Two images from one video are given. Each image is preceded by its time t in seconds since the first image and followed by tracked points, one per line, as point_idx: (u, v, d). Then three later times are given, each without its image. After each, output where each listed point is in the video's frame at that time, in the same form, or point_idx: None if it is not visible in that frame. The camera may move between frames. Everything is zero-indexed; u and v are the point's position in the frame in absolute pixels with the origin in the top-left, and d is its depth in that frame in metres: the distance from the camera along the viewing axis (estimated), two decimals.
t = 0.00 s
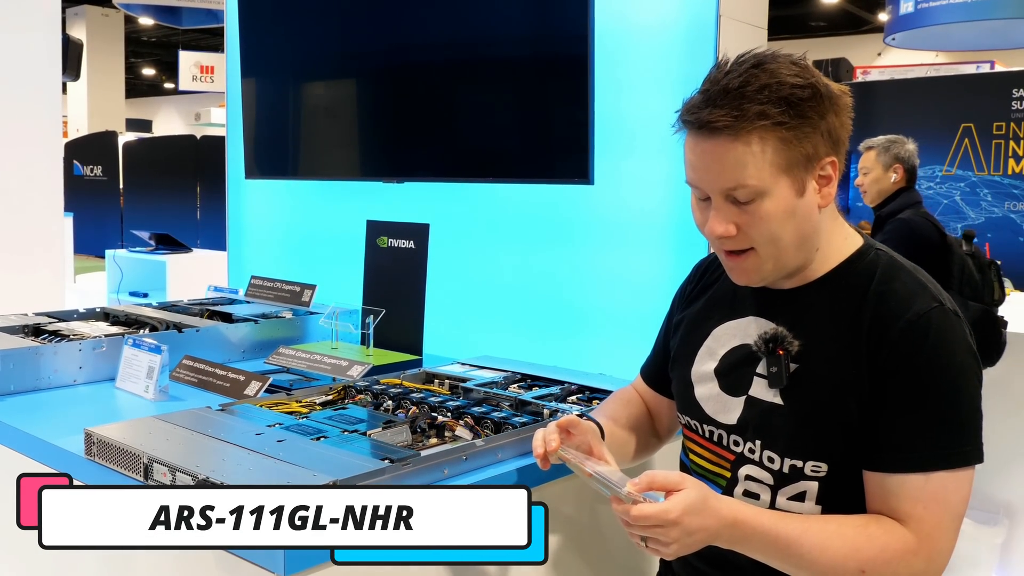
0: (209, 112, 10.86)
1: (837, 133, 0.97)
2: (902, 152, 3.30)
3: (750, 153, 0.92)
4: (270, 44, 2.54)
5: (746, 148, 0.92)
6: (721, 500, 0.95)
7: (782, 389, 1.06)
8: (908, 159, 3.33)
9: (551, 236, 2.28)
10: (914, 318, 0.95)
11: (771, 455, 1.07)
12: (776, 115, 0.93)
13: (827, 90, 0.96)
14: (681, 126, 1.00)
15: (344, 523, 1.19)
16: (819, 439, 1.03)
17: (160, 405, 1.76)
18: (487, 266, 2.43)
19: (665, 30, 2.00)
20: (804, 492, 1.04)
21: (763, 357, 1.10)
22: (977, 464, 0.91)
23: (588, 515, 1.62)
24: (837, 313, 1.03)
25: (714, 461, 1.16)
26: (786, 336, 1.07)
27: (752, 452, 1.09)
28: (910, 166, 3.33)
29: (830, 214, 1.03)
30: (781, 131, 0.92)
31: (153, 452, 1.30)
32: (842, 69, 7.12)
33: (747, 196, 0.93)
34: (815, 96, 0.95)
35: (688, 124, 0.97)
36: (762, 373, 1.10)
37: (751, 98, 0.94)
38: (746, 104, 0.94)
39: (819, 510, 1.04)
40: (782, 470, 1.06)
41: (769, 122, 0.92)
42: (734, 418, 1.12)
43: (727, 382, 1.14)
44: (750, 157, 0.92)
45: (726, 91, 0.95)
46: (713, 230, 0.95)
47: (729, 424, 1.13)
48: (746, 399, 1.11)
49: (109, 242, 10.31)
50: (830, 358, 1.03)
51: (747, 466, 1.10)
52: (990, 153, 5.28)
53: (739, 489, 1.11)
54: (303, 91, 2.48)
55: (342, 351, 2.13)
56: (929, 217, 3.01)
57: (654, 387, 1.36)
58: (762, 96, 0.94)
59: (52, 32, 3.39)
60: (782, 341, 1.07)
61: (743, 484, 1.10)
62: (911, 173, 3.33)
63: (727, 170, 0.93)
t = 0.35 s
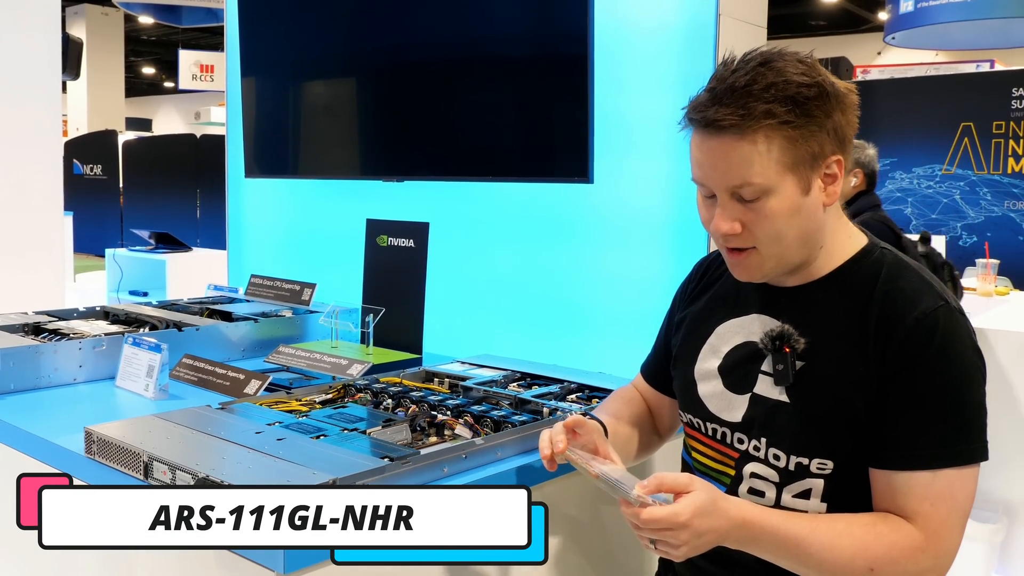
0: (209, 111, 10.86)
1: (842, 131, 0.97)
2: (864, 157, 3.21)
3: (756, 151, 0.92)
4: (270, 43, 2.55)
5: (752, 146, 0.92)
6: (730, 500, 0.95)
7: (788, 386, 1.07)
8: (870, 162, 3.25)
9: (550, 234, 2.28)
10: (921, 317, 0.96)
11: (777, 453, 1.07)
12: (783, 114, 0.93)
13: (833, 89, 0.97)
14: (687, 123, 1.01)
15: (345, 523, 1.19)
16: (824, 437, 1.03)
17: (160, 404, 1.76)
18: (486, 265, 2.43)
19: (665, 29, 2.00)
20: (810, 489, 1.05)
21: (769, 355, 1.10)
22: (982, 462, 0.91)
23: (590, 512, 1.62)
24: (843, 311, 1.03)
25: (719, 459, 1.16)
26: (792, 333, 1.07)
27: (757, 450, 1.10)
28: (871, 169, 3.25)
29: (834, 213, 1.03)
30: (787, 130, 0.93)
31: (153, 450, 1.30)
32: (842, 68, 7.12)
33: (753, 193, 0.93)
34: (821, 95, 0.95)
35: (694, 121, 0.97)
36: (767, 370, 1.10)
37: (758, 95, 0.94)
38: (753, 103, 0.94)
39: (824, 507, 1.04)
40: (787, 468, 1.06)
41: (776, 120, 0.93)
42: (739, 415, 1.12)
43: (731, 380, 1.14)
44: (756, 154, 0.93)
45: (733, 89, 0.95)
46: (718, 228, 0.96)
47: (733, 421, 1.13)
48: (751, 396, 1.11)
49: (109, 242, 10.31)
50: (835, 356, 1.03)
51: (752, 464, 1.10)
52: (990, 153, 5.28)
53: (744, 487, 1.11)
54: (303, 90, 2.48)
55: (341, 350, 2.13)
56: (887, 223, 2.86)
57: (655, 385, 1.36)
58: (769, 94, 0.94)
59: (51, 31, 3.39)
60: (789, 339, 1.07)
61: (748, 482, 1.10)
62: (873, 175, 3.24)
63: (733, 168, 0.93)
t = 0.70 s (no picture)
0: (208, 111, 10.85)
1: (858, 133, 0.98)
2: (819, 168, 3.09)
3: (771, 148, 0.93)
4: (269, 44, 2.55)
5: (768, 144, 0.93)
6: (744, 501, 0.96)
7: (797, 386, 1.07)
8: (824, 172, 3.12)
9: (549, 235, 2.29)
10: (932, 317, 0.96)
11: (786, 452, 1.07)
12: (800, 113, 0.94)
13: (851, 91, 0.97)
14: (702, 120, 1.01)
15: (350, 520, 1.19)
16: (834, 436, 1.03)
17: (160, 404, 1.76)
18: (485, 265, 2.44)
19: (664, 29, 2.01)
20: (819, 489, 1.05)
21: (777, 353, 1.10)
22: (993, 461, 0.92)
23: (592, 508, 1.63)
24: (852, 312, 1.04)
25: (725, 459, 1.16)
26: (801, 333, 1.08)
27: (765, 450, 1.10)
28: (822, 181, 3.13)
29: (844, 215, 1.04)
30: (804, 129, 0.93)
31: (152, 451, 1.30)
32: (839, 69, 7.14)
33: (767, 191, 0.94)
34: (839, 96, 0.96)
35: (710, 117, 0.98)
36: (775, 370, 1.10)
37: (777, 93, 0.95)
38: (771, 101, 0.94)
39: (833, 507, 1.04)
40: (797, 467, 1.06)
41: (792, 119, 0.93)
42: (746, 415, 1.13)
43: (738, 380, 1.15)
44: (771, 152, 0.93)
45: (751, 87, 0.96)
46: (731, 225, 0.96)
47: (740, 421, 1.14)
48: (759, 396, 1.12)
49: (108, 242, 10.31)
50: (846, 356, 1.03)
51: (760, 463, 1.10)
52: (988, 153, 5.29)
53: (753, 487, 1.11)
54: (302, 90, 2.48)
55: (341, 351, 2.13)
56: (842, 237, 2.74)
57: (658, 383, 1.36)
58: (788, 92, 0.95)
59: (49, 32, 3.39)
60: (798, 338, 1.08)
61: (756, 482, 1.11)
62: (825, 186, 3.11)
63: (747, 165, 0.94)
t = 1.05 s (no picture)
0: (207, 112, 10.85)
1: (882, 131, 0.99)
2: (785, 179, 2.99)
3: (801, 141, 0.94)
4: (268, 45, 2.55)
5: (798, 135, 0.94)
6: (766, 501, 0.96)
7: (813, 384, 1.07)
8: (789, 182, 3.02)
9: (548, 235, 2.29)
10: (952, 317, 0.97)
11: (800, 451, 1.07)
12: (829, 106, 0.94)
13: (876, 89, 0.99)
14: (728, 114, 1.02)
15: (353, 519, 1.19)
16: (851, 434, 1.03)
17: (159, 405, 1.76)
18: (484, 266, 2.44)
19: (664, 31, 2.01)
20: (832, 489, 1.05)
21: (794, 351, 1.10)
22: (1008, 463, 0.93)
23: (594, 508, 1.64)
24: (869, 310, 1.04)
25: (735, 459, 1.16)
26: (819, 331, 1.08)
27: (778, 449, 1.10)
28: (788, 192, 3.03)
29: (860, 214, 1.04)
30: (832, 122, 0.94)
31: (152, 451, 1.30)
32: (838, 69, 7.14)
33: (793, 184, 0.94)
34: (866, 92, 0.97)
35: (737, 111, 0.99)
36: (789, 368, 1.11)
37: (806, 87, 0.96)
38: (801, 94, 0.95)
39: (846, 507, 1.04)
40: (811, 466, 1.06)
41: (822, 113, 0.94)
42: (759, 414, 1.13)
43: (749, 377, 1.15)
44: (801, 144, 0.94)
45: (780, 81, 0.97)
46: (755, 218, 0.96)
47: (752, 420, 1.14)
48: (771, 394, 1.12)
49: (107, 243, 10.30)
50: (863, 354, 1.04)
51: (773, 463, 1.10)
52: (987, 153, 5.30)
53: (765, 488, 1.11)
54: (301, 91, 2.49)
55: (341, 351, 2.14)
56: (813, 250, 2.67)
57: (664, 385, 1.37)
58: (818, 85, 0.96)
59: (48, 32, 3.39)
60: (816, 336, 1.08)
61: (769, 482, 1.11)
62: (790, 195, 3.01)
63: (776, 157, 0.94)
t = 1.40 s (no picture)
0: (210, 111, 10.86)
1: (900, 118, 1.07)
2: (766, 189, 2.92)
3: (842, 108, 1.00)
4: (270, 44, 2.55)
5: (837, 103, 1.00)
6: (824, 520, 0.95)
7: (853, 386, 1.09)
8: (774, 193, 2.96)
9: (551, 236, 2.29)
10: (991, 315, 0.99)
11: (842, 455, 1.09)
12: (864, 81, 1.01)
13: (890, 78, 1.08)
14: (760, 96, 1.07)
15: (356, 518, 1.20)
16: (895, 435, 1.05)
17: (162, 404, 1.77)
18: (487, 266, 2.44)
19: (666, 31, 2.01)
20: (873, 492, 1.07)
21: (831, 354, 1.12)
22: None
23: (597, 506, 1.64)
24: (903, 311, 1.07)
25: (769, 465, 1.17)
26: (857, 332, 1.10)
27: (817, 454, 1.11)
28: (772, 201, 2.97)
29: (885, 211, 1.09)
30: (867, 96, 1.01)
31: (156, 451, 1.30)
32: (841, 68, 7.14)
33: (838, 153, 0.99)
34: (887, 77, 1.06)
35: (774, 86, 1.04)
36: (828, 371, 1.12)
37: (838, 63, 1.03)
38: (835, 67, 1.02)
39: (885, 510, 1.06)
40: (854, 470, 1.08)
41: (858, 82, 1.01)
42: (795, 418, 1.14)
43: (784, 382, 1.16)
44: (841, 112, 1.00)
45: (814, 56, 1.04)
46: (806, 189, 0.98)
47: (789, 425, 1.14)
48: (808, 397, 1.13)
49: (110, 241, 10.32)
50: (903, 355, 1.06)
51: (811, 468, 1.11)
52: (990, 153, 5.30)
53: (803, 492, 1.12)
54: (303, 91, 2.49)
55: (343, 351, 2.14)
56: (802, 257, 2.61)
57: (677, 396, 1.40)
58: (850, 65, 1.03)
59: (50, 32, 3.39)
60: (855, 337, 1.10)
61: (808, 485, 1.11)
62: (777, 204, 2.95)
63: (822, 125, 0.99)
